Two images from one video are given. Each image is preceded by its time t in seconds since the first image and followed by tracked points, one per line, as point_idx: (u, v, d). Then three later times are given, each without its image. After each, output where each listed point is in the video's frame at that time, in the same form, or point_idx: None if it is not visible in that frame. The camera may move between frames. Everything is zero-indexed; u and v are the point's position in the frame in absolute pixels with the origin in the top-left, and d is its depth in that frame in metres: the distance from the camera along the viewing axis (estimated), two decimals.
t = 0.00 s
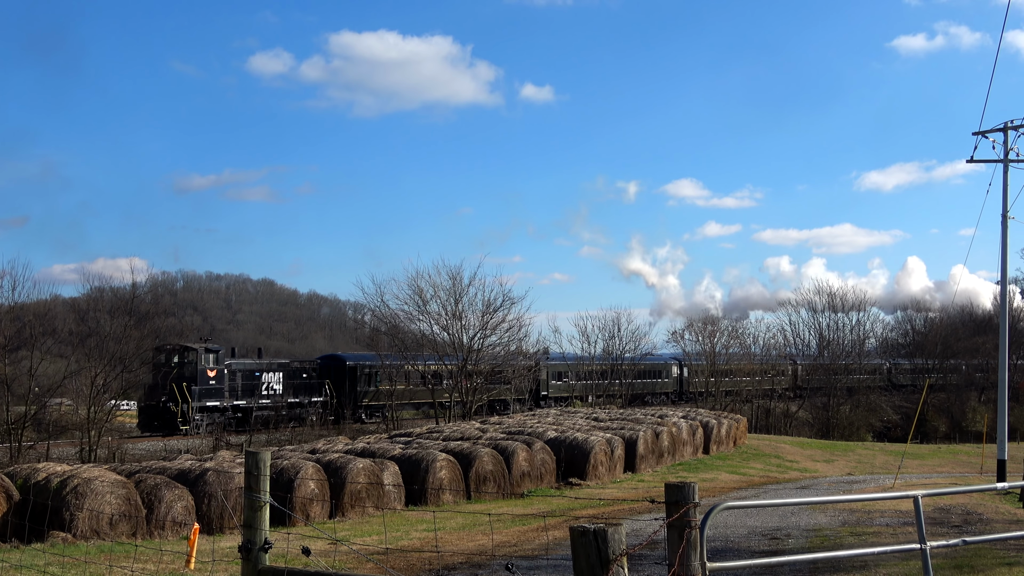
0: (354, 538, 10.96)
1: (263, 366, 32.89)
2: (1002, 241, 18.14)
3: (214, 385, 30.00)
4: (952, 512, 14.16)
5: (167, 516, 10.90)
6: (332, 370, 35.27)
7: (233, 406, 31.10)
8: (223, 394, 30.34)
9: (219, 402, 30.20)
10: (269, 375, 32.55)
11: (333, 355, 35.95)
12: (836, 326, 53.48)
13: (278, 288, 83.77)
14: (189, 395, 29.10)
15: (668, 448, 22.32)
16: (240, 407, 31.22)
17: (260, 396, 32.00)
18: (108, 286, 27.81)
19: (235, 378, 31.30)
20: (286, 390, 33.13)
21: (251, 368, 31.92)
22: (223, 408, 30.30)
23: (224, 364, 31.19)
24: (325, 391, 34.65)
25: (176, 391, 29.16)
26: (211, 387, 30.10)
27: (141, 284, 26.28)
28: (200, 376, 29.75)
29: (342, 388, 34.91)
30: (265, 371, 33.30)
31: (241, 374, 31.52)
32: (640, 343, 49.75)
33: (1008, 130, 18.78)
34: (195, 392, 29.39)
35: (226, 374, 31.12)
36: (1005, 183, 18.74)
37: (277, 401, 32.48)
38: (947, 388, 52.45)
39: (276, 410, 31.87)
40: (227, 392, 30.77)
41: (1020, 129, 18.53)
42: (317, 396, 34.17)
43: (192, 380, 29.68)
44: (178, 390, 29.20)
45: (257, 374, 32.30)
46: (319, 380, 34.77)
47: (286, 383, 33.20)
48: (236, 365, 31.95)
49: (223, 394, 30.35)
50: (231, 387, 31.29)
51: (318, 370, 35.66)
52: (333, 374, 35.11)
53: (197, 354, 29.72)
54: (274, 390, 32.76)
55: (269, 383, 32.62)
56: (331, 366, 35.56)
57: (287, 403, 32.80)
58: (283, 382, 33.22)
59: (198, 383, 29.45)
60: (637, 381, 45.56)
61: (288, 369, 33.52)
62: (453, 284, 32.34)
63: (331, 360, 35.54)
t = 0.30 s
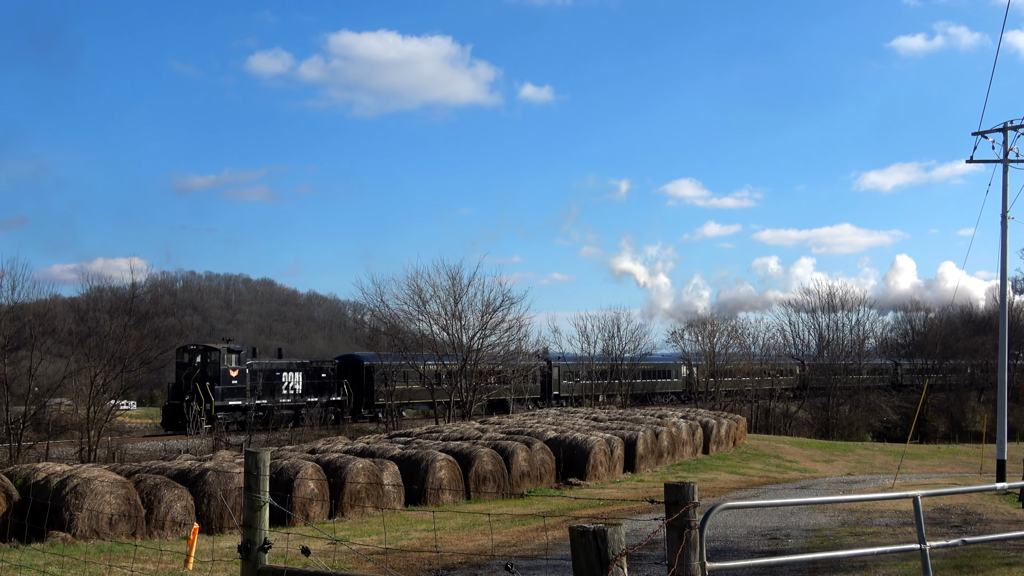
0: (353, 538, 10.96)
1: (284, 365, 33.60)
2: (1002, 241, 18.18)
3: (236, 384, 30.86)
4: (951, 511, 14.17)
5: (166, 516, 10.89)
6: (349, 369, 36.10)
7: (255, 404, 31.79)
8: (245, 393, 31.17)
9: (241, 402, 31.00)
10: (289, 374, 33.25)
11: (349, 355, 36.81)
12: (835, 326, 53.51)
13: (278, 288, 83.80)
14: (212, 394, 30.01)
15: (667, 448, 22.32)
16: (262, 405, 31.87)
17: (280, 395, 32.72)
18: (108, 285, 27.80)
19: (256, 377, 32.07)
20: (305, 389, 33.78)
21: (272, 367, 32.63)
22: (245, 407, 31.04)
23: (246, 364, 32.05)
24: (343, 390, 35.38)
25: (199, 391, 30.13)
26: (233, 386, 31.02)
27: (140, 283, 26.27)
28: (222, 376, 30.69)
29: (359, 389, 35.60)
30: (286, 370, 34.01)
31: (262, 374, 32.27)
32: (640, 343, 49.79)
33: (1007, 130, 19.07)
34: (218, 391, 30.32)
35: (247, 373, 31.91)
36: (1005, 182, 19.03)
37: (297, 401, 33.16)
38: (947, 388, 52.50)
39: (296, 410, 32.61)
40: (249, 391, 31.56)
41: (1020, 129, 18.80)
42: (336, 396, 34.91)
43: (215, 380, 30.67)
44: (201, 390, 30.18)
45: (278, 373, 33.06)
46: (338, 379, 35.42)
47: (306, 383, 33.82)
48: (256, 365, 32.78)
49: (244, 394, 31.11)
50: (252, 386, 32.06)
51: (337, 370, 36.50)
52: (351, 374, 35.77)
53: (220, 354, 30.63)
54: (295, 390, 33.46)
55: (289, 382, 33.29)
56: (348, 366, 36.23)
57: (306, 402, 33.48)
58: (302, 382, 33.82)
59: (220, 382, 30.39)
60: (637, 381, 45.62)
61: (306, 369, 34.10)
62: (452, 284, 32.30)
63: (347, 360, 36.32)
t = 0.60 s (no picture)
0: (353, 538, 10.96)
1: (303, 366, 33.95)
2: (1002, 240, 18.19)
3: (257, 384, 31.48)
4: (951, 511, 14.19)
5: (166, 516, 10.90)
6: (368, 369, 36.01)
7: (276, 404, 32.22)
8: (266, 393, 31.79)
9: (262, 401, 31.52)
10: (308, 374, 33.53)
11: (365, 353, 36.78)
12: (835, 326, 53.49)
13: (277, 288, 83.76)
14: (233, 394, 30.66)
15: (667, 448, 22.33)
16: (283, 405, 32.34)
17: (300, 395, 33.12)
18: (107, 285, 27.74)
19: (276, 378, 32.52)
20: (324, 388, 34.12)
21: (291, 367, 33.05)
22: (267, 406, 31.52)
23: (267, 364, 32.64)
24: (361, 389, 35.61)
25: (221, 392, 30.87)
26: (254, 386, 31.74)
27: (140, 283, 26.22)
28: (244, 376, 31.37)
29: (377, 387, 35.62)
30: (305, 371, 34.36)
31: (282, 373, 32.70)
32: (639, 343, 49.78)
33: (1008, 129, 19.01)
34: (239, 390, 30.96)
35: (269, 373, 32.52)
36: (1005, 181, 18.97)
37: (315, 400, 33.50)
38: (946, 388, 52.54)
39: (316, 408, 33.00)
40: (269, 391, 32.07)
41: (1019, 129, 18.76)
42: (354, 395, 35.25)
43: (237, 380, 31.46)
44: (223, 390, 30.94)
45: (297, 373, 33.45)
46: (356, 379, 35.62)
47: (325, 381, 34.13)
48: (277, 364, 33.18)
49: (265, 394, 31.69)
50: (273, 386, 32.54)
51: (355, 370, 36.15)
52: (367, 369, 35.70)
53: (241, 354, 31.40)
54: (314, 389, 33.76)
55: (308, 381, 33.66)
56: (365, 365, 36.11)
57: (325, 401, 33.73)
58: (321, 381, 34.10)
59: (241, 382, 31.05)
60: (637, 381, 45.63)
61: (325, 368, 34.36)
62: (451, 284, 32.31)
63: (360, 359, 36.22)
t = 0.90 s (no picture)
0: (353, 538, 10.96)
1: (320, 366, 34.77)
2: (1002, 240, 18.13)
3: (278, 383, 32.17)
4: (951, 511, 14.18)
5: (166, 516, 10.90)
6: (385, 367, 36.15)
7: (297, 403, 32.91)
8: (286, 392, 32.37)
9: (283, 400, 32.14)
10: (328, 374, 34.33)
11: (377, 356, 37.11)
12: (835, 326, 53.45)
13: (278, 288, 83.79)
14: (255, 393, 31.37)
15: (667, 448, 22.32)
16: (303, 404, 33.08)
17: (319, 394, 33.80)
18: (107, 285, 27.75)
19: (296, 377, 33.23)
20: (343, 388, 34.90)
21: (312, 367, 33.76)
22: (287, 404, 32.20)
23: (287, 364, 33.24)
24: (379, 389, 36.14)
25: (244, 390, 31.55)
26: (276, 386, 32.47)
27: (140, 284, 26.22)
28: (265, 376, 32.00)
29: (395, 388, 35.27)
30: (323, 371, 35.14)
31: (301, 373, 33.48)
32: (639, 343, 49.75)
33: (1008, 129, 18.83)
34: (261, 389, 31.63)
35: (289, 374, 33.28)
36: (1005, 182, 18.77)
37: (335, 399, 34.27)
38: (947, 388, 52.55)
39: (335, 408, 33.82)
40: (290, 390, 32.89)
41: (1019, 129, 18.64)
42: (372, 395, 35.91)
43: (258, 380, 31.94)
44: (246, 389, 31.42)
45: (317, 374, 34.14)
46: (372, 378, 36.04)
47: (343, 382, 34.87)
48: (297, 364, 33.86)
49: (286, 393, 32.38)
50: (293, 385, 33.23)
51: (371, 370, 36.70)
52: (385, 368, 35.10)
53: (263, 354, 32.18)
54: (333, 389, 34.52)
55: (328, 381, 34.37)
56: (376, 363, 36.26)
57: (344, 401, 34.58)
58: (340, 381, 34.94)
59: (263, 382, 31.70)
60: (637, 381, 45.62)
61: (343, 369, 35.19)
62: (451, 284, 32.31)
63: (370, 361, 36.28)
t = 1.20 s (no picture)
0: (354, 538, 10.96)
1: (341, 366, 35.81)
2: (1002, 240, 18.13)
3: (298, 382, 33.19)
4: (952, 511, 14.17)
5: (167, 516, 10.91)
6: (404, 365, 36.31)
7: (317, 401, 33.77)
8: (305, 392, 33.32)
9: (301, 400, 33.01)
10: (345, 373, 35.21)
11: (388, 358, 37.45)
12: (835, 326, 53.46)
13: (278, 288, 83.83)
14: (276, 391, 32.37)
15: (668, 448, 22.32)
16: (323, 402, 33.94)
17: (337, 393, 34.68)
18: (107, 285, 27.76)
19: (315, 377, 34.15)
20: (360, 387, 35.82)
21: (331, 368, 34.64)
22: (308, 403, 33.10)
23: (306, 364, 34.22)
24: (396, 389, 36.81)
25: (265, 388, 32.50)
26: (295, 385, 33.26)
27: (140, 284, 26.22)
28: (286, 376, 33.07)
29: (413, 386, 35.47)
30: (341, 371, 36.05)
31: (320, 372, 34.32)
32: (640, 343, 49.73)
33: (1008, 129, 18.86)
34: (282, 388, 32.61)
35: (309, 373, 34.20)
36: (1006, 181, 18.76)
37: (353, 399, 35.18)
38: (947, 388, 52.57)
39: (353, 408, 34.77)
40: (309, 389, 33.69)
41: (1020, 129, 18.67)
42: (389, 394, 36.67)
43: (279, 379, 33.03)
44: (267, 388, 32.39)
45: (335, 374, 35.02)
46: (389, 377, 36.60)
47: (360, 381, 35.75)
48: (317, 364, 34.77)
49: (306, 392, 33.34)
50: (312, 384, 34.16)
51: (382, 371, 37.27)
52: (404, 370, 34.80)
53: (283, 355, 33.29)
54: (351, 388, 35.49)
55: (346, 380, 35.29)
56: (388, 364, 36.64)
57: (362, 400, 35.52)
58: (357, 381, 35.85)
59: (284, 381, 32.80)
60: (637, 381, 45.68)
61: (360, 369, 36.07)
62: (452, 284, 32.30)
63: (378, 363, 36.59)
